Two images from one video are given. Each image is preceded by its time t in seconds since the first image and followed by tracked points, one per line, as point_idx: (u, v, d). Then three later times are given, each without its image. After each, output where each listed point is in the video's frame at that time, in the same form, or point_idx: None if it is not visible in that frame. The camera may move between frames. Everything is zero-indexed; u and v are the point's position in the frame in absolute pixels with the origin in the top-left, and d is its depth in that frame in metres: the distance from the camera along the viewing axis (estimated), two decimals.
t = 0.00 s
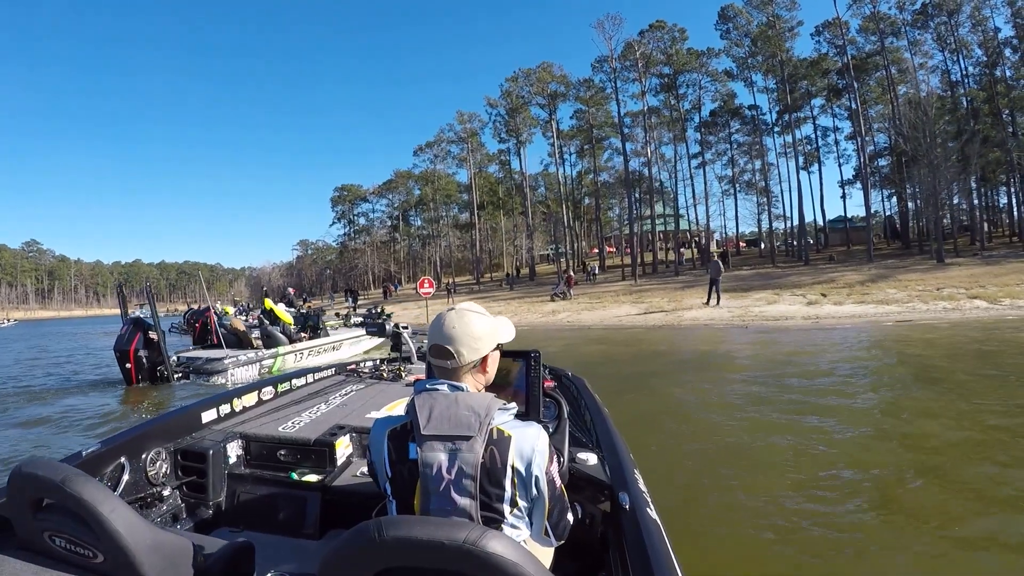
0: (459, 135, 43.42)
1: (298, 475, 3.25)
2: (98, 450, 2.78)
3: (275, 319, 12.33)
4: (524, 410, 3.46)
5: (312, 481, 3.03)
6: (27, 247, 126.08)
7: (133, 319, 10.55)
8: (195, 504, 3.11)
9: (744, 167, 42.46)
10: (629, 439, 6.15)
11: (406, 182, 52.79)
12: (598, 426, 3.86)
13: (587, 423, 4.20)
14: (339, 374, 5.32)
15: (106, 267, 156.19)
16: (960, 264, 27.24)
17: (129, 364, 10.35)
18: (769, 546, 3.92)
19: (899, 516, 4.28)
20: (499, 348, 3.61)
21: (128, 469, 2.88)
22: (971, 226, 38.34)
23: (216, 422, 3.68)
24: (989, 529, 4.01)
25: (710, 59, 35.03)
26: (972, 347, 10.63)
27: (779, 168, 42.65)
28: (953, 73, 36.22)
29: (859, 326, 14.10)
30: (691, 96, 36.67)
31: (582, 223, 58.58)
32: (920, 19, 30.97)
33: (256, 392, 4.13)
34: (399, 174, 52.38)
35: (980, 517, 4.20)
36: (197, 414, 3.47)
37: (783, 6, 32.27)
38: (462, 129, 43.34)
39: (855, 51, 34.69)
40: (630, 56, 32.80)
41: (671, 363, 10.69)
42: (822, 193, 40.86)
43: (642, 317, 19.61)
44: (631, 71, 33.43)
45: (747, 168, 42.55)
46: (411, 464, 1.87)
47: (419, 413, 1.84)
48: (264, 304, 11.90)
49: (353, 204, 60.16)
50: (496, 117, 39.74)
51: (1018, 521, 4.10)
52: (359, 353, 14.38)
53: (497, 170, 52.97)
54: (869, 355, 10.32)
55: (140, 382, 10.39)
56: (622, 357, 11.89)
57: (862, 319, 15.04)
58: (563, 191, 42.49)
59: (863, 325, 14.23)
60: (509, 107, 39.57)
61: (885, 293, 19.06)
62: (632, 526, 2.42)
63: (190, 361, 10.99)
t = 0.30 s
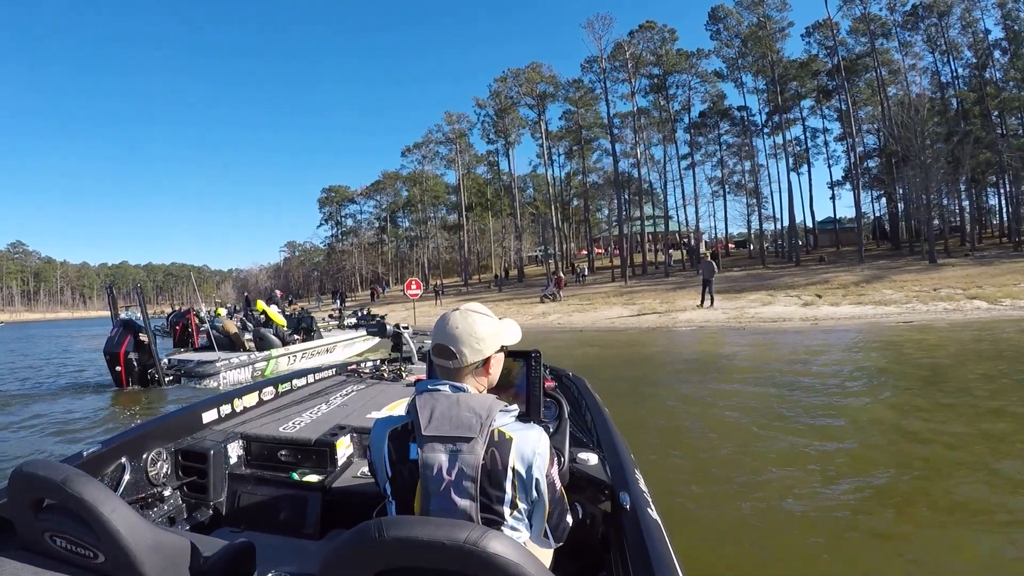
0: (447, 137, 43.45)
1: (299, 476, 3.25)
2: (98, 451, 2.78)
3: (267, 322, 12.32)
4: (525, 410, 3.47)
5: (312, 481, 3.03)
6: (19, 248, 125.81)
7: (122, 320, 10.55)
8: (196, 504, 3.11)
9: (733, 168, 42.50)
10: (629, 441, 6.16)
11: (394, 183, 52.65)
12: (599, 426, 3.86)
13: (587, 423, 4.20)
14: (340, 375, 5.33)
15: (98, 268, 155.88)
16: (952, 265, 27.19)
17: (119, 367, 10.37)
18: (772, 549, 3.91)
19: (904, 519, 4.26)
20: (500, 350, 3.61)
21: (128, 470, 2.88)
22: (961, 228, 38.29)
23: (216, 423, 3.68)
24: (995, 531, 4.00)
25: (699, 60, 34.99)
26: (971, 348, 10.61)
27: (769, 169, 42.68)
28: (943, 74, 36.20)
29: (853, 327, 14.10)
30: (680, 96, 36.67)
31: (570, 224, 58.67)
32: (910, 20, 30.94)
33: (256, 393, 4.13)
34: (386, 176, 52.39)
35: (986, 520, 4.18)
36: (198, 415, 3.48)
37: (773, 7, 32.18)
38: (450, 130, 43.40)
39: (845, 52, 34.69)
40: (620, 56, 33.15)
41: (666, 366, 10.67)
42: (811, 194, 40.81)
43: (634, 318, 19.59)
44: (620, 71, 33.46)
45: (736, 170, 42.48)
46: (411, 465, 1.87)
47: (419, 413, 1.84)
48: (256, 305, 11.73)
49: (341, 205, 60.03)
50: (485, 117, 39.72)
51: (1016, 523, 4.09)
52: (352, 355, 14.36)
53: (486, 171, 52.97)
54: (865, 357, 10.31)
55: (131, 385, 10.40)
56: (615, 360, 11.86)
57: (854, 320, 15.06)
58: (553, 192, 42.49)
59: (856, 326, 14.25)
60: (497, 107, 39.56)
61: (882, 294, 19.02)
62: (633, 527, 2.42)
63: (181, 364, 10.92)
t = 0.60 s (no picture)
0: (433, 138, 43.68)
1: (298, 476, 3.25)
2: (99, 451, 2.78)
3: (257, 324, 11.81)
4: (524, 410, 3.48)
5: (312, 481, 3.03)
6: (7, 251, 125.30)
7: (111, 325, 10.58)
8: (196, 504, 3.11)
9: (719, 168, 42.53)
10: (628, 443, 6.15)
11: (380, 185, 52.69)
12: (599, 426, 3.86)
13: (587, 423, 4.20)
14: (340, 374, 5.33)
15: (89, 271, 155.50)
16: (942, 263, 27.19)
17: (108, 372, 10.40)
18: (772, 549, 3.90)
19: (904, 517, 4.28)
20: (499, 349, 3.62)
21: (128, 469, 2.88)
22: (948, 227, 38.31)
23: (216, 422, 3.68)
24: (996, 530, 4.01)
25: (686, 60, 35.07)
26: (967, 345, 10.59)
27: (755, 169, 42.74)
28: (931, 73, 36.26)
29: (846, 327, 14.09)
30: (667, 96, 36.75)
31: (556, 225, 58.81)
32: (897, 19, 31.00)
33: (256, 392, 4.14)
34: (372, 177, 52.45)
35: (986, 518, 4.20)
36: (197, 415, 3.48)
37: (760, 6, 32.25)
38: (436, 130, 43.58)
39: (832, 51, 34.83)
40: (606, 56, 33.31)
41: (659, 367, 10.66)
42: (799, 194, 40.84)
43: (625, 319, 19.57)
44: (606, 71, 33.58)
45: (723, 170, 42.52)
46: (411, 465, 1.87)
47: (419, 414, 1.84)
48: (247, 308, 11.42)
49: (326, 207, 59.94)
50: (470, 117, 39.82)
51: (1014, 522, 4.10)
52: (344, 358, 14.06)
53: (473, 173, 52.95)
54: (860, 357, 10.30)
55: (120, 391, 10.49)
56: (605, 362, 11.85)
57: (846, 320, 15.06)
58: (539, 193, 42.56)
59: (849, 326, 14.24)
60: (483, 107, 39.65)
61: (877, 292, 19.00)
62: (633, 527, 2.42)
63: (170, 368, 10.56)
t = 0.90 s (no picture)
0: (416, 140, 43.89)
1: (298, 473, 3.24)
2: (99, 448, 2.79)
3: (246, 326, 11.63)
4: (525, 407, 3.48)
5: (312, 479, 3.03)
6: None
7: (97, 328, 10.61)
8: (197, 501, 3.12)
9: (704, 169, 42.58)
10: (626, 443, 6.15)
11: (363, 187, 52.76)
12: (598, 423, 3.86)
13: (587, 420, 4.20)
14: (340, 372, 5.34)
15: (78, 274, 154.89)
16: (929, 261, 27.18)
17: (94, 376, 10.45)
18: (772, 547, 3.90)
19: (905, 514, 4.28)
20: (498, 346, 3.63)
21: (128, 467, 2.89)
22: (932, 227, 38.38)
23: (217, 419, 3.68)
24: (995, 527, 4.00)
25: (670, 60, 35.12)
26: (959, 343, 10.59)
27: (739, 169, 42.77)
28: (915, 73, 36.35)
29: (836, 326, 14.09)
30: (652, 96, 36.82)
31: (540, 226, 58.91)
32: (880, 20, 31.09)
33: (257, 390, 4.15)
34: (355, 179, 52.60)
35: (986, 513, 4.21)
36: (198, 412, 3.49)
37: (745, 6, 32.36)
38: (419, 131, 43.75)
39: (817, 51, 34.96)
40: (590, 56, 33.49)
41: (649, 369, 10.66)
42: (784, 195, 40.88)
43: (612, 320, 19.56)
44: (590, 71, 33.66)
45: (708, 170, 42.57)
46: (411, 464, 1.87)
47: (419, 411, 1.83)
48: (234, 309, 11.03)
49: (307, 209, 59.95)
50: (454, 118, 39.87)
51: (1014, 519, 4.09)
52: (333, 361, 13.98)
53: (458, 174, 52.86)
54: (853, 355, 10.29)
55: (106, 395, 10.48)
56: (594, 364, 11.84)
57: (836, 318, 15.07)
58: (523, 194, 42.61)
59: (839, 325, 14.24)
60: (466, 108, 39.65)
61: (869, 291, 19.01)
62: (633, 522, 2.43)
63: (158, 372, 10.43)
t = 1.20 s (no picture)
0: (398, 141, 43.91)
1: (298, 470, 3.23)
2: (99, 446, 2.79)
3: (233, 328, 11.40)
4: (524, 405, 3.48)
5: (312, 476, 3.02)
6: None
7: (79, 329, 10.50)
8: (196, 498, 3.13)
9: (687, 172, 42.55)
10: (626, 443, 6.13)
11: (345, 189, 52.73)
12: (598, 420, 3.87)
13: (587, 418, 4.20)
14: (340, 369, 5.35)
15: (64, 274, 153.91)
16: (917, 264, 27.16)
17: (76, 378, 10.45)
18: (771, 549, 3.89)
19: (912, 516, 4.27)
20: (498, 343, 3.62)
21: (128, 464, 2.89)
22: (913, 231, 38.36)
23: (216, 417, 3.68)
24: (995, 528, 3.99)
25: (654, 63, 35.10)
26: (951, 344, 10.55)
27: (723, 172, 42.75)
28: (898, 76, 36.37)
29: (827, 328, 14.03)
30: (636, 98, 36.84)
31: (523, 229, 58.91)
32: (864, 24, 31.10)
33: (256, 387, 4.14)
34: (336, 181, 52.73)
35: (985, 513, 4.22)
36: (197, 410, 3.49)
37: (730, 8, 32.40)
38: (402, 133, 43.75)
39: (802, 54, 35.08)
40: (575, 57, 33.50)
41: (638, 371, 10.63)
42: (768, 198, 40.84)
43: (599, 322, 19.46)
44: (574, 73, 33.68)
45: (691, 174, 42.53)
46: (411, 461, 1.87)
47: (417, 409, 1.83)
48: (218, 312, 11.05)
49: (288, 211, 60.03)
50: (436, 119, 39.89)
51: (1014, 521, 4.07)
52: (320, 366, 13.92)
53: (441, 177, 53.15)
54: (846, 357, 10.24)
55: (88, 398, 10.46)
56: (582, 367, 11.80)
57: (826, 321, 15.02)
58: (506, 197, 42.58)
59: (830, 328, 14.19)
60: (449, 110, 39.64)
61: (860, 292, 18.99)
62: (633, 520, 2.43)
63: (142, 375, 10.55)
